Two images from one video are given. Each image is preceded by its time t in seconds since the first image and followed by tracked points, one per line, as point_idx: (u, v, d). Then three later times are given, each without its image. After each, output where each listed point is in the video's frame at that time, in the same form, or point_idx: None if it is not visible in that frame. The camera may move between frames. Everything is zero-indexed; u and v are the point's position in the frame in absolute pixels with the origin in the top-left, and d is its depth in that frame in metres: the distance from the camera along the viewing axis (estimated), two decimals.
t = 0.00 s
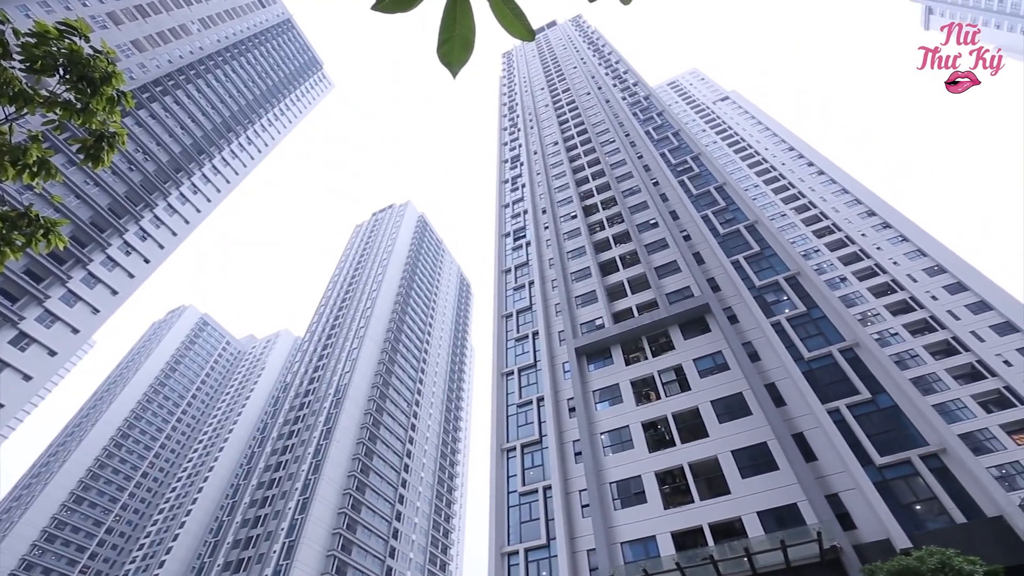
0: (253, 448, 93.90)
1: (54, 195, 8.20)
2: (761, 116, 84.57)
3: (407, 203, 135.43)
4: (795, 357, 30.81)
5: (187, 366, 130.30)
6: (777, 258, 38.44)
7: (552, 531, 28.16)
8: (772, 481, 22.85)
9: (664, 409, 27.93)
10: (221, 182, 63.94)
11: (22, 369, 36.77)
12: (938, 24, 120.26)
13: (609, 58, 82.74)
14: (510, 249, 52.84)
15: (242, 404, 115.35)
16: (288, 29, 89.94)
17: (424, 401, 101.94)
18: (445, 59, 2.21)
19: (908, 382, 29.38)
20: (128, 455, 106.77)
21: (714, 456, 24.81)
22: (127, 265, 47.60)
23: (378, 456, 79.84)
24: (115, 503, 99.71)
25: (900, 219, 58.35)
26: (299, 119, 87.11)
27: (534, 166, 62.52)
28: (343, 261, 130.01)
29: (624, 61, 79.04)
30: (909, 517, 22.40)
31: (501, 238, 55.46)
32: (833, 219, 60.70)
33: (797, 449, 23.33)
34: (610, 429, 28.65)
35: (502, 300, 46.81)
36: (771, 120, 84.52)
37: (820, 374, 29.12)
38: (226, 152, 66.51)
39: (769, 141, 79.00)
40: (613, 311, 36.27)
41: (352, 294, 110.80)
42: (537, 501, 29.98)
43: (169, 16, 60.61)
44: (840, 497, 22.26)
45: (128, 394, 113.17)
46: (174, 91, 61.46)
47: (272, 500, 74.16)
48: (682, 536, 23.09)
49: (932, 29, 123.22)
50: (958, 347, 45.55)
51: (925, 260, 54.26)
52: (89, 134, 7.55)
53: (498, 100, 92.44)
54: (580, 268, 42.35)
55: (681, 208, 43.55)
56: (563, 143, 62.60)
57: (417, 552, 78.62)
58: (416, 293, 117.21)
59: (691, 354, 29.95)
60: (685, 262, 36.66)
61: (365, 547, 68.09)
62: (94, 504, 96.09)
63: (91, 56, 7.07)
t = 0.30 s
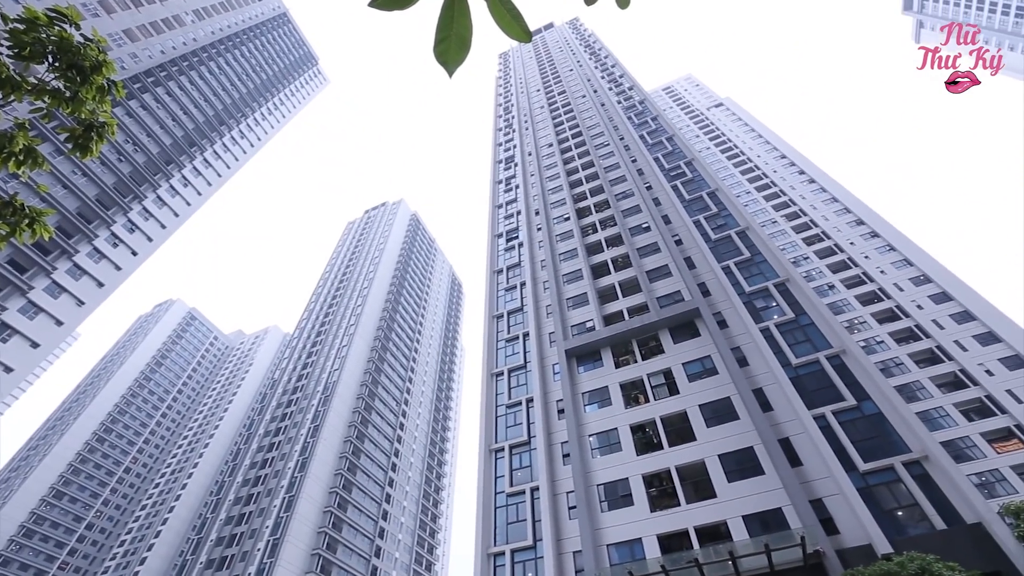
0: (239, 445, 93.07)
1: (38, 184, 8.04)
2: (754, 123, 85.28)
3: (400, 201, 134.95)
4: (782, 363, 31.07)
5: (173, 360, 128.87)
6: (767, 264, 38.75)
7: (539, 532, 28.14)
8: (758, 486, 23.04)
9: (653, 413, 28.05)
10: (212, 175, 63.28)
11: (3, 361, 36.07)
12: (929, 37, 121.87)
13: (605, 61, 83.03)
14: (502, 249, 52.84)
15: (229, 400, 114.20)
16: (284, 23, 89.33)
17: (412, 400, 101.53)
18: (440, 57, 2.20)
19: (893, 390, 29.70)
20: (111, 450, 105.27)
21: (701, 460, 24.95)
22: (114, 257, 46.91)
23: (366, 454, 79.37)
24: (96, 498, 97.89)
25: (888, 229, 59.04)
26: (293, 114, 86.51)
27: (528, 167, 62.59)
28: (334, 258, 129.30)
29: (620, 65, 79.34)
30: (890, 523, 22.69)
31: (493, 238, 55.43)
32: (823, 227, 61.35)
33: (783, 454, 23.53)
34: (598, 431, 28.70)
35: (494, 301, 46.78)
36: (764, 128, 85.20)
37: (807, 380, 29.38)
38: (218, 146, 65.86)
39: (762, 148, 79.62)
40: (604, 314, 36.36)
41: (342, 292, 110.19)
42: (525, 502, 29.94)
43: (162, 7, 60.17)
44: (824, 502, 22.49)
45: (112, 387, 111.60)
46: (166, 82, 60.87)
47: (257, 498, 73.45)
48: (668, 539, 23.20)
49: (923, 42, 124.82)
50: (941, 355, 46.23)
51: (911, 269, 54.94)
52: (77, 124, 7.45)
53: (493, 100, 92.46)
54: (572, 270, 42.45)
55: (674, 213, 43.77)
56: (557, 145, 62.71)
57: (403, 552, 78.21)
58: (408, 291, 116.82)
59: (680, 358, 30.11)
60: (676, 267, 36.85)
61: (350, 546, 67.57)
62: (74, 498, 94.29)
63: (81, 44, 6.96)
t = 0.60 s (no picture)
0: (223, 440, 92.18)
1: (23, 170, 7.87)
2: (746, 131, 86.01)
3: (392, 199, 134.33)
4: (769, 369, 31.37)
5: (158, 354, 127.38)
6: (756, 271, 39.15)
7: (524, 534, 28.13)
8: (742, 490, 23.24)
9: (640, 416, 28.19)
10: (202, 167, 62.52)
11: None
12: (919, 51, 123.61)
13: (601, 65, 83.34)
14: (494, 250, 52.85)
15: (214, 395, 112.96)
16: (279, 16, 88.59)
17: (400, 399, 101.11)
18: (437, 54, 2.19)
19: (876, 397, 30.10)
20: (91, 444, 103.65)
21: (686, 463, 25.12)
22: (99, 248, 46.19)
23: (352, 452, 78.88)
24: (75, 493, 96.29)
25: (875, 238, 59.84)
26: (287, 108, 85.87)
27: (521, 168, 62.64)
28: (324, 254, 128.51)
29: (616, 69, 79.68)
30: (871, 529, 22.98)
31: (485, 238, 55.40)
32: (812, 235, 62.05)
33: (767, 459, 23.75)
34: (586, 433, 28.77)
35: (484, 301, 46.75)
36: (757, 136, 85.95)
37: (793, 387, 29.68)
38: (209, 138, 65.13)
39: (753, 156, 80.33)
40: (594, 317, 36.48)
41: (332, 288, 109.47)
42: (511, 503, 29.92)
43: None
44: (807, 507, 22.74)
45: (94, 380, 110.00)
46: (157, 72, 60.30)
47: (240, 495, 72.73)
48: (653, 542, 23.31)
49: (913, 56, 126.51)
50: (924, 364, 46.92)
51: (897, 279, 55.71)
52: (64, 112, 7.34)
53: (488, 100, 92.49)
54: (563, 272, 42.54)
55: (665, 217, 44.04)
56: (551, 147, 62.86)
57: (387, 552, 77.81)
58: (398, 290, 116.37)
59: (669, 362, 30.29)
60: (666, 271, 37.07)
61: (334, 545, 67.02)
62: (52, 493, 92.67)
63: (71, 31, 6.85)
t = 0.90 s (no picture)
0: (206, 436, 91.08)
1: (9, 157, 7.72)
2: (738, 139, 86.84)
3: (384, 196, 133.72)
4: (755, 376, 31.69)
5: (141, 347, 125.58)
6: (744, 278, 39.54)
7: (508, 535, 28.12)
8: (726, 495, 23.44)
9: (626, 419, 28.31)
10: (192, 159, 61.75)
11: None
12: (908, 67, 125.55)
13: (596, 69, 83.70)
14: (485, 250, 52.82)
15: (197, 390, 111.48)
16: (274, 9, 87.85)
17: (387, 398, 100.61)
18: (431, 54, 2.20)
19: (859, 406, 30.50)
20: (69, 437, 101.71)
21: (670, 468, 25.29)
22: (83, 238, 45.43)
23: (337, 450, 78.29)
24: (51, 486, 94.47)
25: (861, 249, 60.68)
26: (280, 102, 85.09)
27: (515, 169, 62.73)
28: (314, 250, 127.61)
29: (611, 73, 80.05)
30: (850, 535, 23.31)
31: (476, 238, 55.30)
32: (799, 244, 62.86)
33: (750, 464, 23.97)
34: (572, 436, 28.82)
35: (474, 301, 46.69)
36: (748, 144, 86.81)
37: (777, 394, 29.99)
38: (200, 129, 64.28)
39: (744, 164, 81.09)
40: (583, 319, 36.60)
41: (321, 285, 108.67)
42: (495, 504, 29.89)
43: None
44: (788, 513, 22.98)
45: (74, 372, 108.00)
46: (148, 61, 59.65)
47: (222, 491, 71.94)
48: (635, 545, 23.43)
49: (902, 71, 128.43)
50: (905, 374, 47.68)
51: (881, 289, 56.52)
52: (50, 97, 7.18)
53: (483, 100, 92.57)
54: (553, 274, 42.62)
55: (656, 222, 44.30)
56: (544, 149, 63.01)
57: (370, 551, 77.26)
58: (387, 288, 115.83)
59: (656, 367, 30.48)
60: (656, 276, 37.30)
61: (316, 543, 66.40)
62: (27, 486, 90.71)
63: (59, 16, 6.73)
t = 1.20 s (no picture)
0: (188, 431, 89.99)
1: None
2: (729, 147, 87.62)
3: (376, 193, 133.13)
4: (740, 381, 32.03)
5: (123, 339, 123.76)
6: (733, 284, 39.95)
7: (492, 536, 28.12)
8: (709, 499, 23.67)
9: (613, 422, 28.46)
10: (181, 150, 61.02)
11: None
12: (897, 81, 127.45)
13: (592, 72, 84.04)
14: (475, 250, 52.80)
15: (180, 384, 110.07)
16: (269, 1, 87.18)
17: (374, 396, 100.13)
18: (427, 52, 2.23)
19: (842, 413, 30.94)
20: (47, 429, 99.66)
21: (655, 471, 25.47)
22: (67, 227, 44.71)
23: (322, 448, 77.72)
24: (26, 480, 92.12)
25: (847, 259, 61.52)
26: (273, 95, 84.26)
27: (507, 170, 62.86)
28: (304, 245, 126.72)
29: (606, 77, 80.43)
30: (830, 541, 23.63)
31: (467, 238, 55.24)
32: (787, 253, 63.65)
33: (734, 469, 24.21)
34: (559, 438, 28.91)
35: (463, 300, 46.66)
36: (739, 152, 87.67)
37: (762, 400, 30.35)
38: (190, 120, 63.50)
39: (735, 171, 81.89)
40: (572, 322, 36.77)
41: (310, 281, 107.86)
42: (480, 505, 29.89)
43: None
44: (770, 517, 23.28)
45: (54, 363, 105.88)
46: (138, 49, 58.96)
47: (203, 487, 71.11)
48: (619, 548, 23.58)
49: (891, 85, 130.34)
50: (887, 383, 48.48)
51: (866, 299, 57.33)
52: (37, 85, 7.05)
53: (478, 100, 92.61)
54: (544, 276, 42.74)
55: (647, 227, 44.59)
56: (538, 151, 63.19)
57: (352, 550, 76.78)
58: (377, 286, 115.30)
59: (643, 370, 30.70)
60: (645, 280, 37.55)
61: (298, 541, 65.78)
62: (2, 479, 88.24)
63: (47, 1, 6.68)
